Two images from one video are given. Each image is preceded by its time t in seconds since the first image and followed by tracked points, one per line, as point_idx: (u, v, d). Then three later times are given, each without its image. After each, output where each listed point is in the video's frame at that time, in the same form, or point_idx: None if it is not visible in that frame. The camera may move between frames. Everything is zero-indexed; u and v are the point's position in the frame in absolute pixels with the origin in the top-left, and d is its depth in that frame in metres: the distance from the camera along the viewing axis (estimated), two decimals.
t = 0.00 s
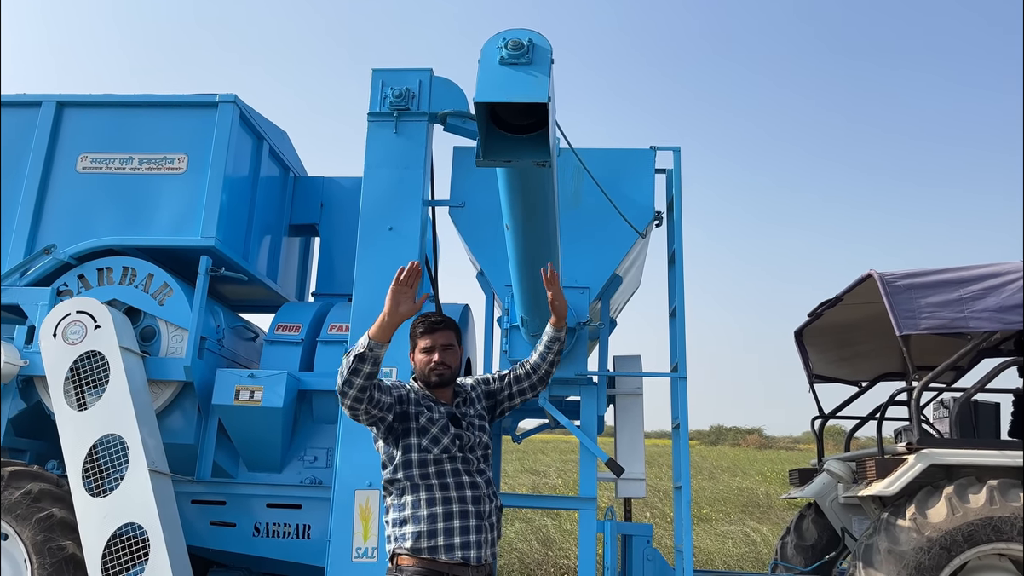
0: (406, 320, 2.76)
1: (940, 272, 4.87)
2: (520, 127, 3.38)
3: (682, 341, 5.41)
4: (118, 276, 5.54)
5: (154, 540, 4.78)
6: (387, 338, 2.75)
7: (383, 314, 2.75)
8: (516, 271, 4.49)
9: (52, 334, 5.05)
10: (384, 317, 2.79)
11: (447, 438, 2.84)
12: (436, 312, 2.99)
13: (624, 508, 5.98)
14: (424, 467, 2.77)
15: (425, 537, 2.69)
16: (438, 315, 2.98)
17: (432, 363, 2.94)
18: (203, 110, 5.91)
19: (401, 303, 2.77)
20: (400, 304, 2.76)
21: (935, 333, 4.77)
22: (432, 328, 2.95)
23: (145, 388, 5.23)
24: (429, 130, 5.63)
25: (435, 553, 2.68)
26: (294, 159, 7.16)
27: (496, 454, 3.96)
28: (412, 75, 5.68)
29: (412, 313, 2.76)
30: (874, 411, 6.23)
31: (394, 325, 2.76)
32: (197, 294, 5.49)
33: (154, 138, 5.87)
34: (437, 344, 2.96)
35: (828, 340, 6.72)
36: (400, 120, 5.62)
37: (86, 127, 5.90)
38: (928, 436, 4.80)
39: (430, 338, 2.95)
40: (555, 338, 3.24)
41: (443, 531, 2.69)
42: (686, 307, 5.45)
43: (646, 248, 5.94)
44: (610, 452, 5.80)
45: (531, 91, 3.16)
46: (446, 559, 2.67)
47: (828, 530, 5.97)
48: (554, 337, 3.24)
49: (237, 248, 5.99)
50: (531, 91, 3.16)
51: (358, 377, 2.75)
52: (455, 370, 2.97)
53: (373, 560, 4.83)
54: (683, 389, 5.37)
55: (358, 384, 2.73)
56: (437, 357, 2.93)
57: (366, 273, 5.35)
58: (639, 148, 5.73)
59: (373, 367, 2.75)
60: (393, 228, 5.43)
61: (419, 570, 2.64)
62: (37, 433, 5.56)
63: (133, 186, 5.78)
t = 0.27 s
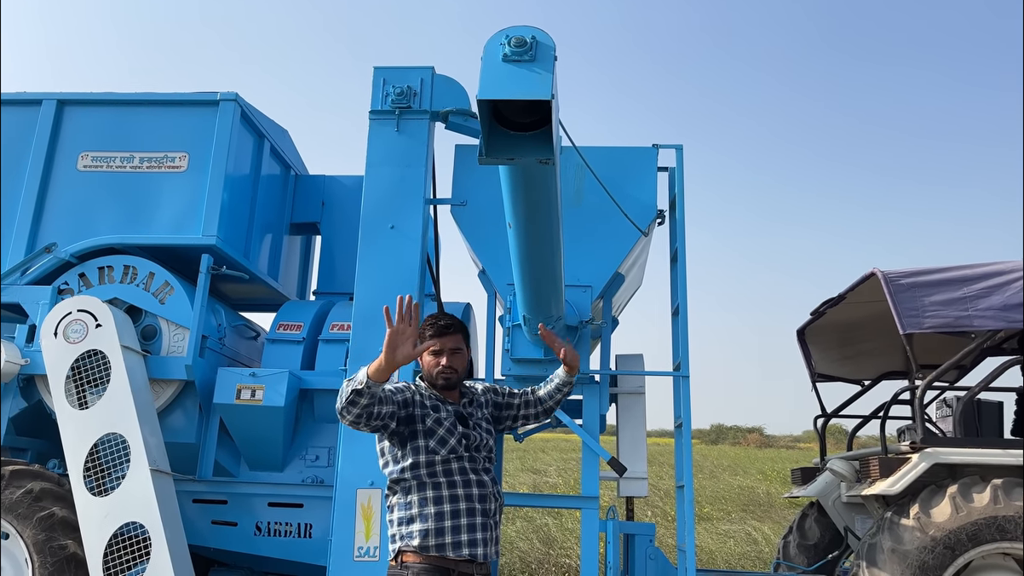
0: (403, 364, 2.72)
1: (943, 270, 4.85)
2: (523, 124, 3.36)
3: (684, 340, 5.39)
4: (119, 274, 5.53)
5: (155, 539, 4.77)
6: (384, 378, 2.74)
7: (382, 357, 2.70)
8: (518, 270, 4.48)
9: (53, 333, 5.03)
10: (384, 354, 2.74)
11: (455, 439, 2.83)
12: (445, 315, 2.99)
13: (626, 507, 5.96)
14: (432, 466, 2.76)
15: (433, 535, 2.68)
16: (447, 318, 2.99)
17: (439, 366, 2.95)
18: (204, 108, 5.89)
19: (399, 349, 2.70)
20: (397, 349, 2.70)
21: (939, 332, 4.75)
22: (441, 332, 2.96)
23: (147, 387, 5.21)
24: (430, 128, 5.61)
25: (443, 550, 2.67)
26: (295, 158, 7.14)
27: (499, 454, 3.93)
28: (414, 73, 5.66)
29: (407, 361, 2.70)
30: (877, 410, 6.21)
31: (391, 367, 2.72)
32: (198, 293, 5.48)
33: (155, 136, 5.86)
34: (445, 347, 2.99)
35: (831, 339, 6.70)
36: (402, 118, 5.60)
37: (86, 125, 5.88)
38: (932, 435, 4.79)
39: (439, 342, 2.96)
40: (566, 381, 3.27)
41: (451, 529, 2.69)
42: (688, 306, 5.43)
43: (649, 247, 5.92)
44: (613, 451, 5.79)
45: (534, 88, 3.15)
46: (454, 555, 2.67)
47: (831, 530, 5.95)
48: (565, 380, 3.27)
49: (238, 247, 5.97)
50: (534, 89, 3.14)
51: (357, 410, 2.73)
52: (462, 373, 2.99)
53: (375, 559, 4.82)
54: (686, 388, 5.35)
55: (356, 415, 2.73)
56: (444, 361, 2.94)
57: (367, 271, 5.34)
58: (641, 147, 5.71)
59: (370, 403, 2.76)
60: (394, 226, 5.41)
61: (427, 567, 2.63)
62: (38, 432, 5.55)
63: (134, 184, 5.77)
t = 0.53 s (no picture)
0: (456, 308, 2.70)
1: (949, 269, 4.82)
2: (526, 122, 3.33)
3: (688, 340, 5.35)
4: (118, 274, 5.49)
5: (155, 540, 4.73)
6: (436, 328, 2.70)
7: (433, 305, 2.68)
8: (522, 270, 4.45)
9: (52, 333, 5.00)
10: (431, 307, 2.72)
11: (464, 439, 2.81)
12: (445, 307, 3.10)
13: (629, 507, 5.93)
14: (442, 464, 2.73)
15: (439, 536, 2.64)
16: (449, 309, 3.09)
17: (459, 345, 2.98)
18: (204, 107, 5.86)
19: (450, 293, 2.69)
20: (449, 295, 2.69)
21: (944, 332, 4.72)
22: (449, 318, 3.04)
23: (146, 387, 5.18)
24: (432, 127, 5.58)
25: (449, 552, 2.63)
26: (295, 157, 7.11)
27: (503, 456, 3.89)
28: (415, 72, 5.63)
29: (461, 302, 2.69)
30: (881, 410, 6.17)
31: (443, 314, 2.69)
32: (198, 292, 5.45)
33: (155, 135, 5.82)
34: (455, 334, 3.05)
35: (834, 339, 6.66)
36: (403, 117, 5.57)
37: (86, 124, 5.85)
38: (938, 436, 4.75)
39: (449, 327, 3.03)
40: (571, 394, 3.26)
41: (457, 530, 2.66)
42: (692, 305, 5.40)
43: (651, 246, 5.89)
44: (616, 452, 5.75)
45: (539, 85, 3.11)
46: (458, 557, 2.64)
47: (835, 531, 5.91)
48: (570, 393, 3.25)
49: (238, 246, 5.93)
50: (538, 85, 3.11)
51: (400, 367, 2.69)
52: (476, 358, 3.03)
53: (376, 561, 4.78)
54: (690, 388, 5.32)
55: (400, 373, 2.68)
56: (461, 341, 2.99)
57: (369, 270, 5.30)
58: (644, 146, 5.68)
59: (417, 359, 2.71)
60: (396, 226, 5.38)
61: (432, 567, 2.60)
62: (37, 432, 5.52)
63: (134, 183, 5.73)
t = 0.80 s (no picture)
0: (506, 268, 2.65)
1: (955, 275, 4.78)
2: (531, 127, 3.30)
3: (692, 345, 5.31)
4: (117, 279, 5.45)
5: (154, 548, 4.69)
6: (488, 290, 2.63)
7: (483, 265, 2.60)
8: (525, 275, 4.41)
9: (50, 338, 4.95)
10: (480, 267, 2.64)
11: (475, 443, 2.78)
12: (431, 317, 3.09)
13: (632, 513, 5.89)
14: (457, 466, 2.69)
15: (451, 540, 2.58)
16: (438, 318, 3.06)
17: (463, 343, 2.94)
18: (204, 110, 5.82)
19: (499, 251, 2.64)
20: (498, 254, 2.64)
21: (950, 338, 4.69)
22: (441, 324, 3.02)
23: (145, 393, 5.13)
24: (434, 131, 5.55)
25: (460, 556, 2.57)
26: (295, 160, 7.07)
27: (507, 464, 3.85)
28: (417, 75, 5.59)
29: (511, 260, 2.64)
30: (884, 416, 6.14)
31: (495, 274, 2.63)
32: (197, 297, 5.41)
33: (154, 138, 5.78)
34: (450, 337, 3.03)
35: (837, 344, 6.63)
36: (405, 120, 5.53)
37: (85, 127, 5.80)
38: (943, 442, 4.72)
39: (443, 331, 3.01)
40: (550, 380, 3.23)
41: (468, 535, 2.61)
42: (695, 311, 5.36)
43: (654, 251, 5.85)
44: (618, 458, 5.72)
45: (544, 90, 3.08)
46: (466, 563, 2.57)
47: (838, 537, 5.88)
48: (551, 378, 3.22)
49: (238, 251, 5.89)
50: (544, 90, 3.08)
51: (461, 332, 2.61)
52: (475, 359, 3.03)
53: (377, 569, 4.74)
54: (693, 394, 5.28)
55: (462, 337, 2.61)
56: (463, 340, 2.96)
57: (370, 275, 5.27)
58: (646, 150, 5.65)
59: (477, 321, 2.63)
60: (397, 230, 5.34)
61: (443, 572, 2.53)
62: (35, 438, 5.47)
63: (133, 187, 5.69)
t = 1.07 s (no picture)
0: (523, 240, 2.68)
1: (956, 282, 4.77)
2: (533, 133, 3.28)
3: (693, 352, 5.29)
4: (115, 284, 5.41)
5: (150, 557, 4.64)
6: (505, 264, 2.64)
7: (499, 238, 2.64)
8: (526, 282, 4.38)
9: (47, 344, 4.91)
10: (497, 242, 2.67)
11: (489, 444, 2.72)
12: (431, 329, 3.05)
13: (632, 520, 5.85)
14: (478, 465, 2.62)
15: (467, 541, 2.50)
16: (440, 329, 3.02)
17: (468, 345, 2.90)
18: (203, 115, 5.79)
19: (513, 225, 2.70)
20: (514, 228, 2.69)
21: (952, 345, 4.67)
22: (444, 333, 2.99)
23: (143, 400, 5.09)
24: (433, 136, 5.52)
25: (475, 559, 2.50)
26: (294, 165, 7.04)
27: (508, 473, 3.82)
28: (417, 81, 5.57)
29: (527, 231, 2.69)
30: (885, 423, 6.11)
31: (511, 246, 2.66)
32: (195, 303, 5.37)
33: (152, 143, 5.75)
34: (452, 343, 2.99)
35: (838, 351, 6.61)
36: (404, 126, 5.51)
37: (83, 132, 5.77)
38: (945, 450, 4.70)
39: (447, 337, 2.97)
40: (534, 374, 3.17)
41: (484, 537, 2.53)
42: (696, 318, 5.33)
43: (654, 257, 5.83)
44: (618, 465, 5.69)
45: (547, 96, 3.06)
46: (478, 566, 2.49)
47: (839, 544, 5.85)
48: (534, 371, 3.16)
49: (237, 256, 5.86)
50: (546, 97, 3.05)
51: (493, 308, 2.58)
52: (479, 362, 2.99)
53: None
54: (695, 401, 5.25)
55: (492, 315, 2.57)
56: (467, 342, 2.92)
57: (370, 281, 5.23)
58: (647, 156, 5.63)
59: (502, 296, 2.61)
60: (397, 236, 5.31)
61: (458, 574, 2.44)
62: (31, 446, 5.43)
63: (131, 192, 5.66)
